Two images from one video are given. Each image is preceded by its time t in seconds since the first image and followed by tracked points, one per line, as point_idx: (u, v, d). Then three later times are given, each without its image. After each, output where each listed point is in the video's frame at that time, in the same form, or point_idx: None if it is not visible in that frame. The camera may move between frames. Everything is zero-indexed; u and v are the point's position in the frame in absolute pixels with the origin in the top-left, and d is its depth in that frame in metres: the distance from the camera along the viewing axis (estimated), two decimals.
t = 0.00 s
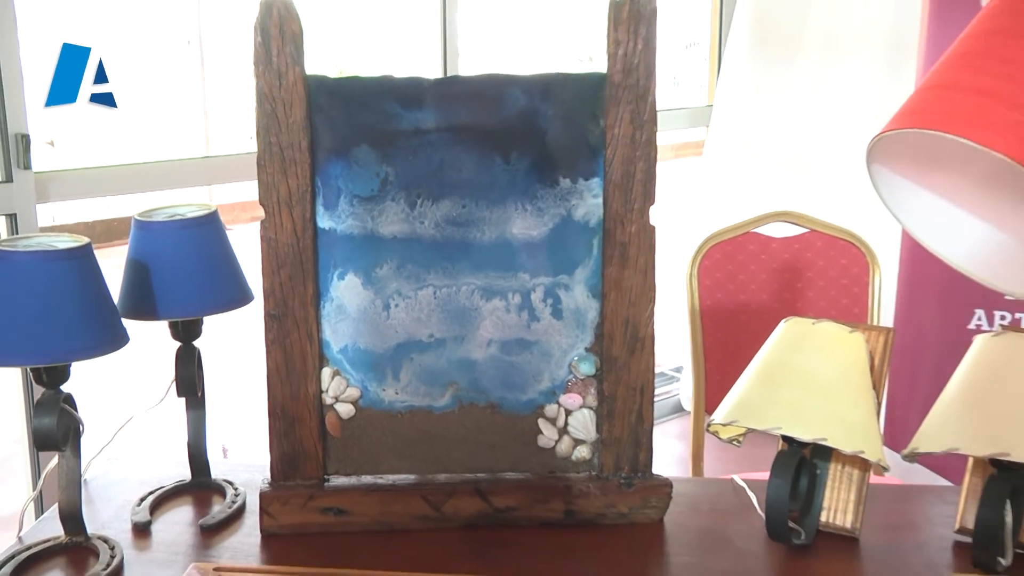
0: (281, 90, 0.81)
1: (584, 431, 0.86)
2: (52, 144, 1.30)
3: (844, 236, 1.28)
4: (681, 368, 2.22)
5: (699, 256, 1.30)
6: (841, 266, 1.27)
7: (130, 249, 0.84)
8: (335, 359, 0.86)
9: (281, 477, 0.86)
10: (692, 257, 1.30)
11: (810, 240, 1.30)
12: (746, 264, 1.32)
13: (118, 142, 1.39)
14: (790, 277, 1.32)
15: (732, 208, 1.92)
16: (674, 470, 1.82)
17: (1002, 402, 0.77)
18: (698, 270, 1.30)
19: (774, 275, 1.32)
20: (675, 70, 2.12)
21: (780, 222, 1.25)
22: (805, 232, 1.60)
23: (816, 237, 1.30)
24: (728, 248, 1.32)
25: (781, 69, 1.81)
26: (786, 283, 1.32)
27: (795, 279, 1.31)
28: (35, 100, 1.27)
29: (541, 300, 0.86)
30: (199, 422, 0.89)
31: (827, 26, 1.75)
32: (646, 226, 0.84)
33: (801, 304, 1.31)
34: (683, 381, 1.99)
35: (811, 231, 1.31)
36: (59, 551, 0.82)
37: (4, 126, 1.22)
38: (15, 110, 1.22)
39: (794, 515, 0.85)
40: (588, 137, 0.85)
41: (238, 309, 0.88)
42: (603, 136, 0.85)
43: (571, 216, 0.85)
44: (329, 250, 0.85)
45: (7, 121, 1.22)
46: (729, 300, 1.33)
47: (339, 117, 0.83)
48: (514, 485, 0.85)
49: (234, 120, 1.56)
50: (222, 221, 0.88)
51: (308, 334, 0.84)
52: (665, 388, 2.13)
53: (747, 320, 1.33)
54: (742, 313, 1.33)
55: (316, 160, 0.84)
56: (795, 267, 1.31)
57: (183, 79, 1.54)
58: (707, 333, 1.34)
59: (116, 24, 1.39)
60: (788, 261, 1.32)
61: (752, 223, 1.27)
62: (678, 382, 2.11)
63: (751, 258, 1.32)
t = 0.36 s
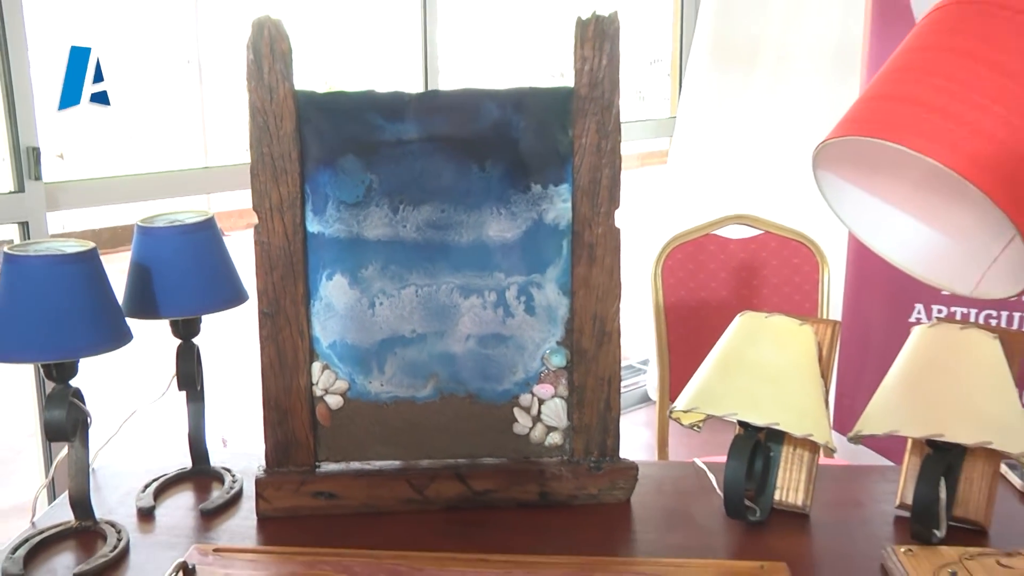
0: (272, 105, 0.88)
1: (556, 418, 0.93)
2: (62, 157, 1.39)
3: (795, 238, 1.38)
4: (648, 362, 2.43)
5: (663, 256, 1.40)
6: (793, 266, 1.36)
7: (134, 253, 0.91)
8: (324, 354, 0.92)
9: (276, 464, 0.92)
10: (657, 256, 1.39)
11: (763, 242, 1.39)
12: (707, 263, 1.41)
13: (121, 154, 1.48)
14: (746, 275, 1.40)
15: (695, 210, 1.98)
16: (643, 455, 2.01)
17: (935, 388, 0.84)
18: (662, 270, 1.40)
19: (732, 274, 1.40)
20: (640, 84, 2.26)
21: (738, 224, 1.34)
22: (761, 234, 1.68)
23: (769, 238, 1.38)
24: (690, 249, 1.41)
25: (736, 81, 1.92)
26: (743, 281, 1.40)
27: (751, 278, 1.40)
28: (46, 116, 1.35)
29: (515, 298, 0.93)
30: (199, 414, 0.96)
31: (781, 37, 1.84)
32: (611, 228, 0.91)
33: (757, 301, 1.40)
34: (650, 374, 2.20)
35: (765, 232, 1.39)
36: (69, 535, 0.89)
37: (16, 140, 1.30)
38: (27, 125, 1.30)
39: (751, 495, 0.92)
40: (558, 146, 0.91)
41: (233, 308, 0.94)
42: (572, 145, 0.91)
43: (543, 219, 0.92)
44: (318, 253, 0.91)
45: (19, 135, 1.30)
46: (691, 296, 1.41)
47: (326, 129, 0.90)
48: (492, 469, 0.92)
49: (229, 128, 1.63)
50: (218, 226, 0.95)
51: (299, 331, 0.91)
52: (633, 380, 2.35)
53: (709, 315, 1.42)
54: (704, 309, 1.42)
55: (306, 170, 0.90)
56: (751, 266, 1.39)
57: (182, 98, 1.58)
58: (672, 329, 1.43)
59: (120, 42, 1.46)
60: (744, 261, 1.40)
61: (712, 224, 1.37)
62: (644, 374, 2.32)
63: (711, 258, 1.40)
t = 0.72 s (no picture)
0: (271, 116, 0.95)
1: (536, 405, 1.01)
2: (79, 165, 1.58)
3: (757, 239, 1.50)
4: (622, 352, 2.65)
5: (636, 255, 1.52)
6: (756, 263, 1.50)
7: (144, 254, 0.98)
8: (321, 346, 1.00)
9: (277, 449, 0.99)
10: (630, 255, 1.52)
11: (727, 243, 1.52)
12: (675, 262, 1.53)
13: (133, 161, 1.68)
14: (712, 272, 1.53)
15: (662, 214, 2.14)
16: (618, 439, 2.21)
17: (882, 375, 0.91)
18: (634, 267, 1.53)
19: (698, 272, 1.53)
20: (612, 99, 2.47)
21: (706, 224, 1.47)
22: (723, 234, 1.76)
23: (733, 238, 1.52)
24: (660, 249, 1.54)
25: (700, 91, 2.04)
26: (709, 278, 1.53)
27: (717, 275, 1.53)
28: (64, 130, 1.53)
29: (498, 294, 1.00)
30: (206, 404, 1.02)
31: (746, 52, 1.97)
32: (586, 229, 0.99)
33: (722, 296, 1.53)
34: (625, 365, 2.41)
35: (730, 233, 1.53)
36: (85, 515, 0.96)
37: (36, 150, 1.47)
38: (44, 135, 1.47)
39: (717, 475, 1.00)
40: (536, 153, 0.99)
41: (236, 305, 1.02)
42: (549, 152, 0.98)
43: (523, 221, 1.00)
44: (314, 253, 0.99)
45: (38, 145, 1.47)
46: (661, 292, 1.55)
47: (321, 138, 0.97)
48: (477, 452, 0.99)
49: (232, 139, 1.81)
50: (222, 228, 1.02)
51: (297, 325, 0.98)
52: (608, 370, 2.58)
53: (677, 309, 1.55)
54: (673, 304, 1.55)
55: (303, 176, 0.97)
56: (717, 265, 1.52)
57: (185, 111, 1.77)
58: (643, 322, 1.56)
59: (127, 65, 1.67)
60: (711, 259, 1.53)
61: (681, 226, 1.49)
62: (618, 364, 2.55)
63: (679, 257, 1.53)
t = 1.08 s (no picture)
0: (286, 128, 1.02)
1: (533, 397, 1.09)
2: (112, 174, 1.68)
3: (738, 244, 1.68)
4: (613, 348, 2.85)
5: (625, 259, 1.70)
6: (736, 265, 1.68)
7: (171, 256, 1.06)
8: (333, 342, 1.08)
9: (293, 437, 1.07)
10: (620, 259, 1.70)
11: (711, 247, 1.70)
12: (661, 265, 1.72)
13: (163, 170, 1.79)
14: (695, 275, 1.71)
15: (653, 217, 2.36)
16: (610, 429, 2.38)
17: (852, 369, 0.99)
18: (624, 270, 1.71)
19: (683, 274, 1.72)
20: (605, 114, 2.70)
21: (690, 230, 1.66)
22: (702, 238, 1.97)
23: (716, 243, 1.70)
24: (647, 253, 1.72)
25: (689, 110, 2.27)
26: (692, 279, 1.71)
27: (699, 277, 1.71)
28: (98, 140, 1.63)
29: (497, 294, 1.08)
30: (227, 395, 1.11)
31: (730, 71, 2.21)
32: (578, 234, 1.06)
33: (704, 295, 1.71)
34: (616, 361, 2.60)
35: (713, 238, 1.71)
36: (117, 497, 1.04)
37: (74, 161, 1.60)
38: (82, 147, 1.59)
39: (700, 462, 1.08)
40: (532, 163, 1.06)
41: (255, 303, 1.10)
42: (545, 163, 1.06)
43: (520, 226, 1.07)
44: (327, 256, 1.07)
45: (76, 156, 1.59)
46: (649, 293, 1.73)
47: (334, 150, 1.05)
48: (478, 440, 1.07)
49: (252, 147, 1.93)
50: (242, 233, 1.10)
51: (312, 322, 1.06)
52: (600, 365, 2.77)
53: (662, 308, 1.73)
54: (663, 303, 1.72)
55: (317, 184, 1.05)
56: (699, 268, 1.71)
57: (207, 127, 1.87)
58: (632, 319, 1.73)
59: (148, 78, 1.74)
60: (694, 263, 1.71)
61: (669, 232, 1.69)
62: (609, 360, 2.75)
63: (665, 261, 1.72)
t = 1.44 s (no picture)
0: (302, 132, 1.10)
1: (531, 383, 1.17)
2: (145, 175, 1.85)
3: (722, 240, 1.81)
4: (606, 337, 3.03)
5: (617, 254, 1.83)
6: (722, 260, 1.80)
7: (195, 250, 1.14)
8: (345, 331, 1.16)
9: (308, 419, 1.15)
10: (613, 254, 1.83)
11: (698, 244, 1.82)
12: (651, 260, 1.84)
13: (188, 170, 1.96)
14: (683, 270, 1.83)
15: (647, 216, 2.62)
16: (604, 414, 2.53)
17: (828, 357, 1.06)
18: (617, 264, 1.83)
19: (671, 268, 1.83)
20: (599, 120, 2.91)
21: (677, 228, 1.80)
22: (689, 236, 2.13)
23: (702, 240, 1.82)
24: (637, 249, 1.84)
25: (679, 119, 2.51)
26: (680, 274, 1.83)
27: (687, 271, 1.83)
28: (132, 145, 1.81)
29: (498, 287, 1.16)
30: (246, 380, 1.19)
31: (719, 81, 2.43)
32: (574, 231, 1.14)
33: (691, 288, 1.83)
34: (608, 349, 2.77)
35: (699, 235, 1.83)
36: (145, 475, 1.13)
37: (109, 162, 1.76)
38: (116, 148, 1.75)
39: (686, 444, 1.16)
40: (532, 164, 1.14)
41: (273, 295, 1.18)
42: (544, 164, 1.14)
43: (520, 223, 1.15)
44: (340, 251, 1.14)
45: (110, 156, 1.75)
46: (639, 286, 1.85)
47: (346, 152, 1.12)
48: (479, 423, 1.15)
49: (270, 151, 2.12)
50: (261, 229, 1.17)
51: (325, 313, 1.14)
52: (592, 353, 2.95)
53: (650, 300, 1.85)
54: (649, 297, 1.84)
55: (330, 184, 1.13)
56: (686, 262, 1.83)
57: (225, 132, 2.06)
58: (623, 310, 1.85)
59: (172, 90, 1.94)
60: (682, 258, 1.83)
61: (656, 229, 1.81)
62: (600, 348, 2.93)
63: (654, 255, 1.84)
